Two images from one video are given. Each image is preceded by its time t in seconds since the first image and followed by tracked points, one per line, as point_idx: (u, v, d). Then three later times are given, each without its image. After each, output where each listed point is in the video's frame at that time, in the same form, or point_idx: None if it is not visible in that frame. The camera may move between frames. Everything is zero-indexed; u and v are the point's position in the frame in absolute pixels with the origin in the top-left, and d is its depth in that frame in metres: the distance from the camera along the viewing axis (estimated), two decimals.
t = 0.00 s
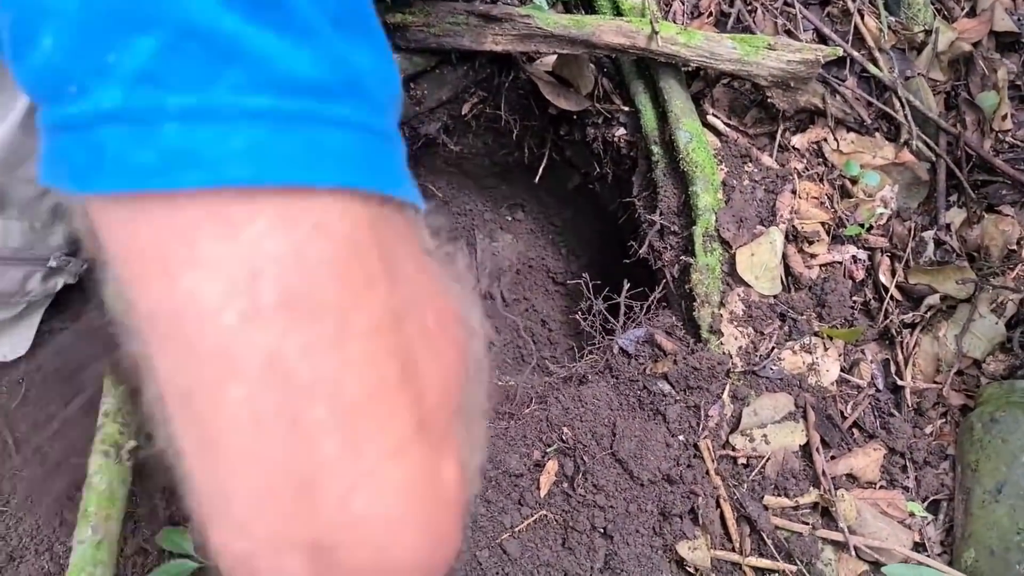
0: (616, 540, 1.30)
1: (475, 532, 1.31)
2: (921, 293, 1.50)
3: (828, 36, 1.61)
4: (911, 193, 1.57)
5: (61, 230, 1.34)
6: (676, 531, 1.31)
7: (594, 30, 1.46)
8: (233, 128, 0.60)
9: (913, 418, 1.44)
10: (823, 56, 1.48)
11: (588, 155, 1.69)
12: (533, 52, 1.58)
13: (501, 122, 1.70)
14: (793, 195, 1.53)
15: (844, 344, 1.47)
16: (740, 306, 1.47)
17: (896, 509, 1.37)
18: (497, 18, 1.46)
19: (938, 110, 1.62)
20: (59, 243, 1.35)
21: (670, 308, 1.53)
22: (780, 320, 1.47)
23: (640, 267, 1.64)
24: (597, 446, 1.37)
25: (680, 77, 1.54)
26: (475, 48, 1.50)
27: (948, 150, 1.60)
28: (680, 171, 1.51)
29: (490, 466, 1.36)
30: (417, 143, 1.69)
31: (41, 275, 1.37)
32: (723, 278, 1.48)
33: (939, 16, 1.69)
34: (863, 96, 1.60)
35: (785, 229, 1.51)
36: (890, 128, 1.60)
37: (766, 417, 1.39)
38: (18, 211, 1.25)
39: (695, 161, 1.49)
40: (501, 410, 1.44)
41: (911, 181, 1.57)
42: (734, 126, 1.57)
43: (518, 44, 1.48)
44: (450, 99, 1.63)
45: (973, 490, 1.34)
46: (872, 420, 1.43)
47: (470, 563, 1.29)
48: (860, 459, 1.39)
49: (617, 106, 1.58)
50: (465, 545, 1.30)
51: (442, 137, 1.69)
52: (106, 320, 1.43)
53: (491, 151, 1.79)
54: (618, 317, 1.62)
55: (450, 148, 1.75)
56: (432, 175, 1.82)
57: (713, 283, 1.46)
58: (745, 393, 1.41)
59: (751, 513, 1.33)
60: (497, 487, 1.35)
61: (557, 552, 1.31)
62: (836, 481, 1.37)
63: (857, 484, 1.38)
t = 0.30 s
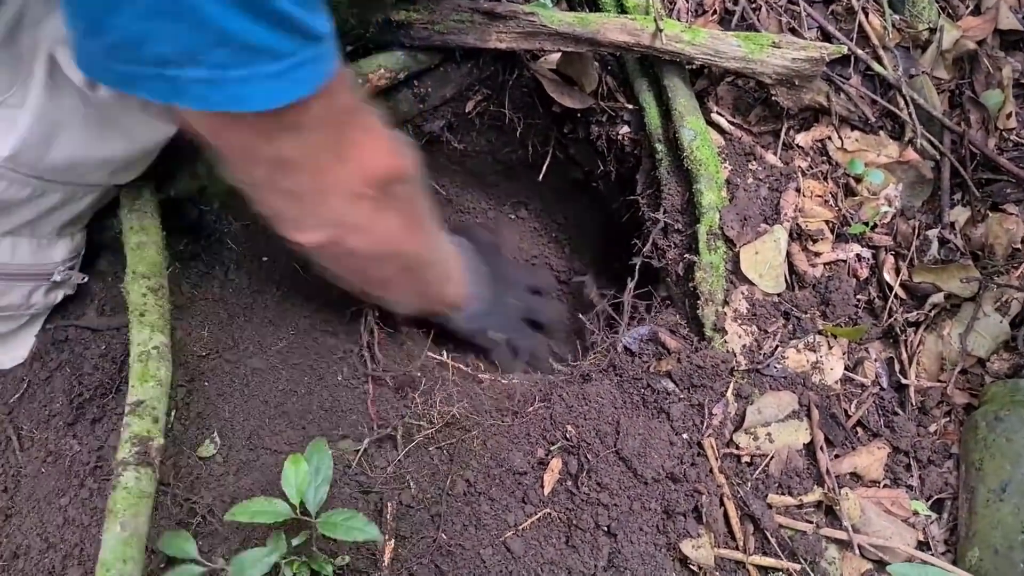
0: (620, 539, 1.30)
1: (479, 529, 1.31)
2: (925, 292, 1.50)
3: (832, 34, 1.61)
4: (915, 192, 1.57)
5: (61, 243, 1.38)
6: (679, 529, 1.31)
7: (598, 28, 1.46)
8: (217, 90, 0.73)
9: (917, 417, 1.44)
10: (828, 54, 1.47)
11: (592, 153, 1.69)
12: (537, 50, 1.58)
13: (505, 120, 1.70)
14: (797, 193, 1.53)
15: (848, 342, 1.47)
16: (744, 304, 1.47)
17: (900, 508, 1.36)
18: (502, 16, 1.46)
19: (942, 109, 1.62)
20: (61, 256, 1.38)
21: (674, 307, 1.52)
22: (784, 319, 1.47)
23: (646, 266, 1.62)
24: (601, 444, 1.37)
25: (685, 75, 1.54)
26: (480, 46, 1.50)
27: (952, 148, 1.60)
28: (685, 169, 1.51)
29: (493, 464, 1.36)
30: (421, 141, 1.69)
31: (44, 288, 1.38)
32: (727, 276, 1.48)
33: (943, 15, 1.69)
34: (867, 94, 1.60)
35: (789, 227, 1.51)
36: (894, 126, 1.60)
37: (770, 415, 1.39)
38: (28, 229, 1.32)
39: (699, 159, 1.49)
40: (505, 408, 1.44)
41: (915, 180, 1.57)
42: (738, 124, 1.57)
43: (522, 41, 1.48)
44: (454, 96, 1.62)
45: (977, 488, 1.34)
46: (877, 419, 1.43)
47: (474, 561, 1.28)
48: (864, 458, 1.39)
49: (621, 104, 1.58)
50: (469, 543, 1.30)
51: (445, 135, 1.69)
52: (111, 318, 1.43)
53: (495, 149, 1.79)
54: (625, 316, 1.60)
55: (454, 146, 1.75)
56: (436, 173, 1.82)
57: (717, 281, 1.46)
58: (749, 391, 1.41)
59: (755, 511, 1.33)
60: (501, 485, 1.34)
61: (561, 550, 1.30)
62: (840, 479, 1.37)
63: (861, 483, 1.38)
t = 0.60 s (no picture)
0: (614, 538, 1.30)
1: (472, 529, 1.30)
2: (921, 291, 1.49)
3: (829, 31, 1.61)
4: (912, 189, 1.57)
5: (47, 213, 1.35)
6: (674, 529, 1.31)
7: (594, 24, 1.45)
8: (115, 80, 0.68)
9: (913, 416, 1.43)
10: (825, 51, 1.46)
11: (588, 150, 1.69)
12: (534, 46, 1.57)
13: (501, 116, 1.70)
14: (793, 190, 1.53)
15: (844, 341, 1.46)
16: (740, 303, 1.46)
17: (896, 507, 1.36)
18: (496, 13, 1.45)
19: (939, 106, 1.61)
20: (49, 223, 1.35)
21: (669, 305, 1.52)
22: (780, 317, 1.46)
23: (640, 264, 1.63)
24: (595, 443, 1.36)
25: (681, 72, 1.53)
26: (475, 43, 1.49)
27: (949, 146, 1.59)
28: (680, 166, 1.51)
29: (487, 463, 1.35)
30: (416, 138, 1.69)
31: (36, 257, 1.36)
32: (722, 274, 1.47)
33: (941, 12, 1.68)
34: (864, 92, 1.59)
35: (785, 225, 1.50)
36: (891, 124, 1.59)
37: (765, 414, 1.39)
38: (13, 198, 1.28)
39: (695, 156, 1.48)
40: (500, 407, 1.44)
41: (912, 178, 1.57)
42: (734, 121, 1.56)
43: (517, 38, 1.47)
44: (449, 93, 1.61)
45: (973, 488, 1.33)
46: (872, 418, 1.42)
47: (468, 561, 1.28)
48: (860, 457, 1.38)
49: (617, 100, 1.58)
50: (462, 542, 1.29)
51: (441, 132, 1.68)
52: (104, 315, 1.42)
53: (491, 146, 1.79)
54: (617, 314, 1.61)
55: (449, 143, 1.75)
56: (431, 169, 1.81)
57: (712, 280, 1.46)
58: (744, 390, 1.40)
59: (750, 511, 1.32)
60: (494, 484, 1.34)
61: (555, 549, 1.29)
62: (836, 478, 1.37)
63: (857, 482, 1.37)
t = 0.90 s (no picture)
0: (612, 534, 1.29)
1: (470, 525, 1.30)
2: (919, 286, 1.49)
3: (826, 25, 1.60)
4: (910, 184, 1.56)
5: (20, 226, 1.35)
6: (672, 524, 1.30)
7: (590, 20, 1.44)
8: None
9: (911, 411, 1.43)
10: (822, 46, 1.46)
11: (586, 146, 1.68)
12: (531, 42, 1.57)
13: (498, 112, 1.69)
14: (791, 185, 1.52)
15: (842, 336, 1.46)
16: (737, 298, 1.46)
17: (893, 502, 1.36)
18: (492, 8, 1.44)
19: (936, 101, 1.61)
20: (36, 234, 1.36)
21: (667, 301, 1.52)
22: (778, 313, 1.46)
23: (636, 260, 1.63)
24: (593, 438, 1.36)
25: (678, 68, 1.53)
26: (471, 39, 1.49)
27: (947, 141, 1.58)
28: (677, 162, 1.50)
29: (484, 459, 1.35)
30: (413, 134, 1.68)
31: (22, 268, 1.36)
32: (720, 269, 1.47)
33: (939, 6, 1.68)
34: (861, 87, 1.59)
35: (782, 220, 1.50)
36: (889, 118, 1.58)
37: (763, 409, 1.38)
38: None
39: (692, 152, 1.48)
40: (497, 403, 1.43)
41: (909, 172, 1.56)
42: (731, 117, 1.56)
43: (513, 34, 1.47)
44: (445, 90, 1.61)
45: (971, 483, 1.33)
46: (870, 413, 1.42)
47: (465, 557, 1.28)
48: (858, 452, 1.38)
49: (613, 96, 1.58)
50: (460, 538, 1.29)
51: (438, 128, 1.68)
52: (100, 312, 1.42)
53: (488, 142, 1.78)
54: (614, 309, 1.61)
55: (446, 139, 1.74)
56: (429, 166, 1.81)
57: (709, 275, 1.45)
58: (742, 385, 1.40)
59: (748, 506, 1.32)
60: (492, 480, 1.33)
61: (553, 545, 1.29)
62: (833, 473, 1.36)
63: (855, 477, 1.37)
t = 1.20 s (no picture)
0: (610, 529, 1.29)
1: (468, 520, 1.30)
2: (917, 281, 1.49)
3: (825, 21, 1.60)
4: (908, 180, 1.56)
5: (53, 237, 1.36)
6: (670, 519, 1.30)
7: (588, 15, 1.44)
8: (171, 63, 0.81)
9: (909, 406, 1.43)
10: (820, 41, 1.46)
11: (586, 143, 1.68)
12: (530, 37, 1.57)
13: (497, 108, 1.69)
14: (789, 181, 1.52)
15: (840, 332, 1.46)
16: (735, 294, 1.46)
17: (891, 498, 1.36)
18: (490, 4, 1.44)
19: (935, 97, 1.61)
20: (52, 249, 1.36)
21: (665, 297, 1.52)
22: (776, 308, 1.46)
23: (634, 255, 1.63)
24: (591, 434, 1.36)
25: (676, 64, 1.53)
26: (469, 34, 1.48)
27: (946, 137, 1.58)
28: (676, 157, 1.50)
29: (482, 454, 1.35)
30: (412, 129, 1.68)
31: (36, 280, 1.36)
32: (718, 265, 1.47)
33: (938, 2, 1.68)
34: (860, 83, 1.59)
35: (781, 216, 1.50)
36: (888, 114, 1.58)
37: (761, 404, 1.38)
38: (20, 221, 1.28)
39: (691, 147, 1.48)
40: (496, 399, 1.43)
41: (908, 168, 1.56)
42: (730, 112, 1.56)
43: (512, 29, 1.47)
44: (443, 86, 1.62)
45: (969, 478, 1.33)
46: (868, 408, 1.42)
47: (463, 552, 1.28)
48: (856, 448, 1.38)
49: (612, 92, 1.57)
50: (458, 533, 1.29)
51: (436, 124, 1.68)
52: (98, 307, 1.42)
53: (487, 138, 1.78)
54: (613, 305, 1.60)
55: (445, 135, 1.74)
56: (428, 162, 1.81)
57: (707, 271, 1.46)
58: (740, 380, 1.40)
59: (746, 502, 1.32)
60: (490, 475, 1.33)
61: (550, 540, 1.29)
62: (831, 469, 1.36)
63: (853, 472, 1.37)
